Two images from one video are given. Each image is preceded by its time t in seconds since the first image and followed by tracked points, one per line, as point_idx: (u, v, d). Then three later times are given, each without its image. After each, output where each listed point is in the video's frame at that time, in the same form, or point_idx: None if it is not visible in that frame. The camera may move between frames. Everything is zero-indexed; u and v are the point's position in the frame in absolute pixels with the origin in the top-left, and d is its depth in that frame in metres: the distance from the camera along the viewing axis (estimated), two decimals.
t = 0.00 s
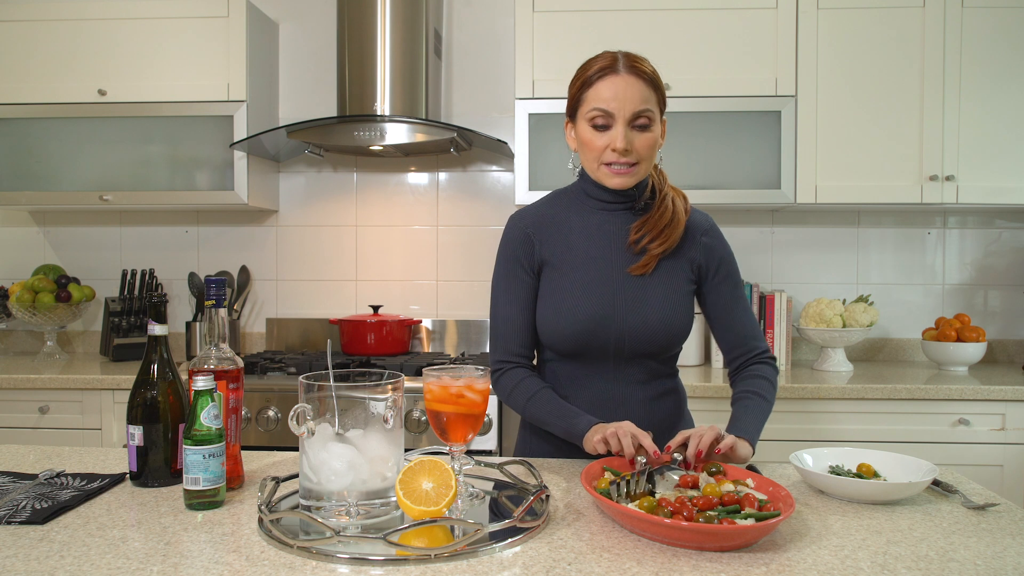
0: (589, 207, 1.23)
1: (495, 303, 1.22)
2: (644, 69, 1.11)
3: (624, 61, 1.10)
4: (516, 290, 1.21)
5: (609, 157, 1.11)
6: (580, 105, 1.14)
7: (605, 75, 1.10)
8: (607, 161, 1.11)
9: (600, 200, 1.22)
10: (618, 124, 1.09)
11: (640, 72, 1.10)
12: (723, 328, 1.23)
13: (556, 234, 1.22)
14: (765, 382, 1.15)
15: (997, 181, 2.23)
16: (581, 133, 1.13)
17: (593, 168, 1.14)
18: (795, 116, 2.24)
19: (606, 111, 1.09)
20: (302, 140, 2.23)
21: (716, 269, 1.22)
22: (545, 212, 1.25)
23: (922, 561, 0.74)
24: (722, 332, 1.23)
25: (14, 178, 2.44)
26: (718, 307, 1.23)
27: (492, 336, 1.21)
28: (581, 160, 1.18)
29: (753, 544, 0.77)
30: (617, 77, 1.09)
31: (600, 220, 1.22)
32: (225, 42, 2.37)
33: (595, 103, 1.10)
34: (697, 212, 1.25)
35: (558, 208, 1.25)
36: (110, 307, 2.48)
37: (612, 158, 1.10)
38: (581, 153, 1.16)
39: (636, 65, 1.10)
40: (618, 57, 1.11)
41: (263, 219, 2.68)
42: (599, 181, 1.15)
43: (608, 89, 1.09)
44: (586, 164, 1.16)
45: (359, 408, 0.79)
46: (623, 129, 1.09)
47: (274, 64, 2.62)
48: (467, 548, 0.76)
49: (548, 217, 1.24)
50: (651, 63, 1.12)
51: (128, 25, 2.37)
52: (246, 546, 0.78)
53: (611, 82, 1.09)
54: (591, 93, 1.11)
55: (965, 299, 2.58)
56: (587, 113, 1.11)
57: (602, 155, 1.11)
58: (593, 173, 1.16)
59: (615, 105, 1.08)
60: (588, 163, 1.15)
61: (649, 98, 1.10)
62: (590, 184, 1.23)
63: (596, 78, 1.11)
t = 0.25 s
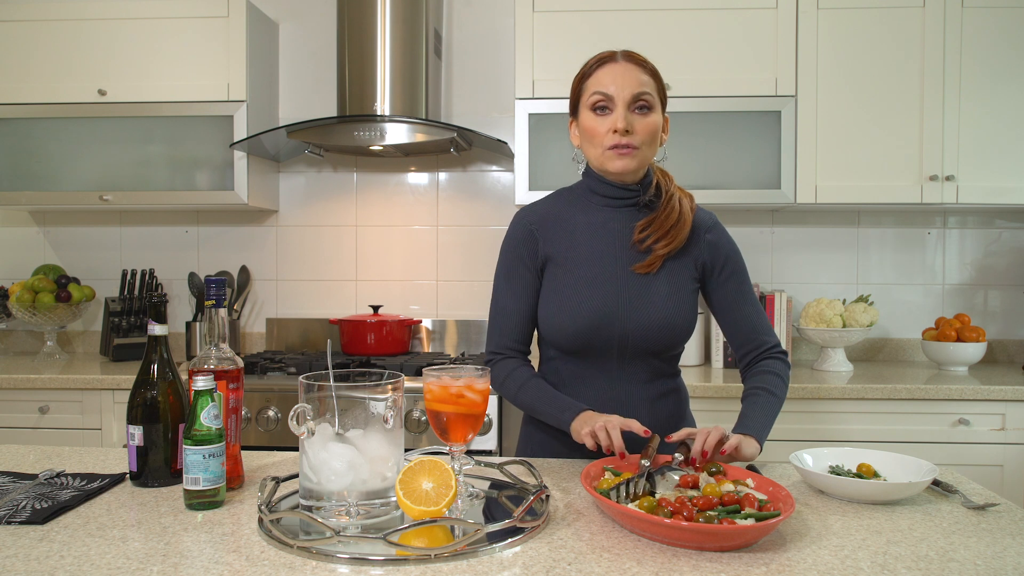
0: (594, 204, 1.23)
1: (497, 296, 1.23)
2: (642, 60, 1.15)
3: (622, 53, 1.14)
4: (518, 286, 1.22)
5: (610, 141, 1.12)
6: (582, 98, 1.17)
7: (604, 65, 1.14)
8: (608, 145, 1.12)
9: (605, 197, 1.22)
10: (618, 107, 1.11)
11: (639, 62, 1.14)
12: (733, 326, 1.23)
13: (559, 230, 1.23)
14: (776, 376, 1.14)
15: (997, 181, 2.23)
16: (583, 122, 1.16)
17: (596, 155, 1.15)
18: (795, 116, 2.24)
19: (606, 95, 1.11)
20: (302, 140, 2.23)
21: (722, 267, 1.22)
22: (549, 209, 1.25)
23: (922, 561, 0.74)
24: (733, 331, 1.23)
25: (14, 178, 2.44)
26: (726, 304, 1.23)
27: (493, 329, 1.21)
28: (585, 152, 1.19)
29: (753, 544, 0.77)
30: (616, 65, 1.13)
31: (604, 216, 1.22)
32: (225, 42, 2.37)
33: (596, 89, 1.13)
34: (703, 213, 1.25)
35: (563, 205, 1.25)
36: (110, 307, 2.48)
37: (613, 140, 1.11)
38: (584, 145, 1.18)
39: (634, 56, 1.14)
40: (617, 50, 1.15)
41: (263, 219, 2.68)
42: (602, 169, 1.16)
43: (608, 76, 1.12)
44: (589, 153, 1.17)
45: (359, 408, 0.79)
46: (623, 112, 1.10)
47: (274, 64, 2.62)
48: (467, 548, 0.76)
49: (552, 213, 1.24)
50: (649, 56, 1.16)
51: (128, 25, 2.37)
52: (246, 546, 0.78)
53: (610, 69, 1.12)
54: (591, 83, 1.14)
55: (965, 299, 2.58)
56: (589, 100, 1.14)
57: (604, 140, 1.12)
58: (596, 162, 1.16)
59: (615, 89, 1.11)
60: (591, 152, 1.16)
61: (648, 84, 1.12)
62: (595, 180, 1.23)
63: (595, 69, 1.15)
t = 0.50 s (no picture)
0: (597, 203, 1.23)
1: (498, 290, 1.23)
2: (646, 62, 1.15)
3: (628, 54, 1.14)
4: (519, 283, 1.22)
5: (616, 144, 1.12)
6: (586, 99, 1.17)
7: (608, 67, 1.13)
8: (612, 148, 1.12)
9: (608, 195, 1.22)
10: (623, 110, 1.11)
11: (644, 63, 1.13)
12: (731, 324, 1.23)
13: (561, 226, 1.23)
14: (772, 370, 1.14)
15: (997, 181, 2.23)
16: (590, 123, 1.16)
17: (601, 157, 1.15)
18: (795, 116, 2.24)
19: (612, 97, 1.11)
20: (302, 140, 2.23)
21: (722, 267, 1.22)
22: (552, 206, 1.25)
23: (922, 561, 0.74)
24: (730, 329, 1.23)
25: (14, 178, 2.44)
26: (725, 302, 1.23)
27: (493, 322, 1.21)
28: (589, 153, 1.19)
29: (753, 544, 0.77)
30: (622, 67, 1.12)
31: (607, 217, 1.22)
32: (224, 42, 2.37)
33: (602, 91, 1.13)
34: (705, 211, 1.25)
35: (565, 201, 1.25)
36: (110, 307, 2.48)
37: (618, 143, 1.11)
38: (589, 145, 1.18)
39: (639, 57, 1.14)
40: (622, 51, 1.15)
41: (263, 218, 2.68)
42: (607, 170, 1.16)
43: (613, 78, 1.12)
44: (594, 154, 1.17)
45: (359, 408, 0.79)
46: (628, 115, 1.10)
47: (274, 64, 2.62)
48: (467, 548, 0.76)
49: (555, 210, 1.24)
50: (654, 58, 1.16)
51: (128, 25, 2.37)
52: (246, 546, 0.78)
53: (616, 71, 1.12)
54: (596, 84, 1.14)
55: (965, 299, 2.58)
56: (595, 102, 1.14)
57: (609, 143, 1.12)
58: (600, 163, 1.17)
59: (621, 92, 1.11)
60: (596, 154, 1.16)
61: (653, 87, 1.12)
62: (598, 178, 1.23)
63: (599, 71, 1.15)
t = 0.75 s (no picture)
0: (601, 205, 1.22)
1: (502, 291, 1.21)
2: (675, 77, 1.10)
3: (658, 69, 1.09)
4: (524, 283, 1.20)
5: (650, 167, 1.09)
6: (612, 115, 1.11)
7: (640, 87, 1.08)
8: (645, 170, 1.10)
9: (613, 199, 1.21)
10: (661, 135, 1.07)
11: (675, 81, 1.09)
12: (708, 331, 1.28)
13: (568, 227, 1.22)
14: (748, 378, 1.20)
15: (997, 181, 2.23)
16: (617, 141, 1.11)
17: (630, 176, 1.12)
18: (795, 116, 2.24)
19: (650, 121, 1.07)
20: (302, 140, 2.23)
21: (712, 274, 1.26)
22: (556, 207, 1.24)
23: (922, 561, 0.74)
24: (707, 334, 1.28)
25: (14, 179, 2.44)
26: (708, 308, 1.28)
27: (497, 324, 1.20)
28: (612, 165, 1.15)
29: (753, 544, 0.77)
30: (657, 87, 1.07)
31: (611, 218, 1.21)
32: (225, 42, 2.37)
33: (637, 112, 1.07)
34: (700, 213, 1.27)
35: (569, 203, 1.24)
36: (110, 307, 2.48)
37: (654, 168, 1.09)
38: (613, 160, 1.14)
39: (669, 73, 1.09)
40: (652, 65, 1.09)
41: (263, 218, 2.68)
42: (632, 188, 1.14)
43: (648, 100, 1.07)
44: (620, 171, 1.13)
45: (359, 408, 0.79)
46: (665, 140, 1.08)
47: (274, 64, 2.62)
48: (467, 548, 0.76)
49: (559, 211, 1.23)
50: (677, 70, 1.12)
51: (128, 25, 2.37)
52: (246, 546, 0.78)
53: (652, 92, 1.07)
54: (626, 101, 1.09)
55: (965, 299, 2.58)
56: (628, 122, 1.08)
57: (642, 165, 1.10)
58: (625, 180, 1.14)
59: (659, 116, 1.07)
60: (623, 172, 1.13)
61: (685, 107, 1.09)
62: (603, 181, 1.21)
63: (630, 89, 1.08)
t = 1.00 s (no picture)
0: (620, 205, 1.20)
1: (525, 292, 1.17)
2: (698, 79, 1.11)
3: (683, 69, 1.09)
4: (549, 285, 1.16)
5: (673, 167, 1.10)
6: (637, 114, 1.11)
7: (666, 87, 1.08)
8: (669, 170, 1.10)
9: (633, 200, 1.19)
10: (687, 135, 1.08)
11: (700, 81, 1.10)
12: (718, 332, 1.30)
13: (589, 228, 1.19)
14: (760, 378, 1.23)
15: (997, 181, 2.23)
16: (642, 140, 1.11)
17: (652, 175, 1.12)
18: (795, 116, 2.24)
19: (677, 121, 1.07)
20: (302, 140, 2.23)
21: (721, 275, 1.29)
22: (574, 205, 1.21)
23: (922, 561, 0.74)
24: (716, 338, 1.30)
25: (14, 179, 2.44)
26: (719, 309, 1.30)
27: (517, 326, 1.18)
28: (634, 164, 1.15)
29: (753, 544, 0.77)
30: (684, 87, 1.07)
31: (632, 219, 1.20)
32: (225, 42, 2.37)
33: (663, 112, 1.07)
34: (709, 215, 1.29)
35: (589, 200, 1.21)
36: (110, 307, 2.48)
37: (677, 169, 1.10)
38: (635, 159, 1.14)
39: (694, 73, 1.10)
40: (677, 64, 1.09)
41: (263, 219, 2.68)
42: (653, 187, 1.15)
43: (674, 100, 1.07)
44: (642, 170, 1.13)
45: (359, 408, 0.79)
46: (691, 141, 1.08)
47: (274, 64, 2.62)
48: (467, 548, 0.76)
49: (580, 210, 1.20)
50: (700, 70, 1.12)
51: (128, 25, 2.37)
52: (246, 546, 0.78)
53: (679, 92, 1.07)
54: (653, 100, 1.08)
55: (965, 299, 2.58)
56: (654, 121, 1.08)
57: (666, 165, 1.10)
58: (646, 178, 1.14)
59: (685, 117, 1.07)
60: (645, 171, 1.13)
61: (709, 108, 1.10)
62: (625, 181, 1.19)
63: (656, 89, 1.08)
